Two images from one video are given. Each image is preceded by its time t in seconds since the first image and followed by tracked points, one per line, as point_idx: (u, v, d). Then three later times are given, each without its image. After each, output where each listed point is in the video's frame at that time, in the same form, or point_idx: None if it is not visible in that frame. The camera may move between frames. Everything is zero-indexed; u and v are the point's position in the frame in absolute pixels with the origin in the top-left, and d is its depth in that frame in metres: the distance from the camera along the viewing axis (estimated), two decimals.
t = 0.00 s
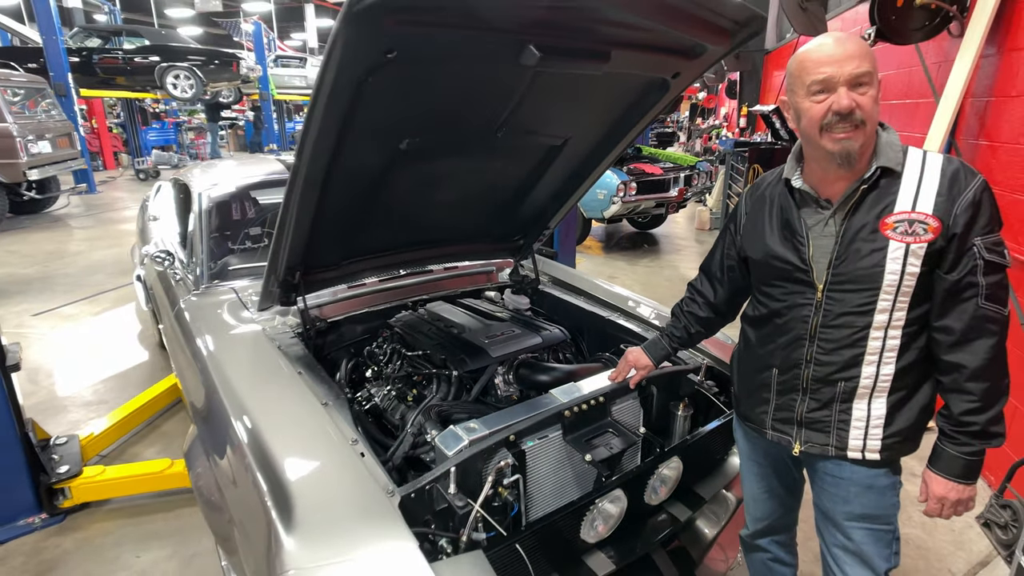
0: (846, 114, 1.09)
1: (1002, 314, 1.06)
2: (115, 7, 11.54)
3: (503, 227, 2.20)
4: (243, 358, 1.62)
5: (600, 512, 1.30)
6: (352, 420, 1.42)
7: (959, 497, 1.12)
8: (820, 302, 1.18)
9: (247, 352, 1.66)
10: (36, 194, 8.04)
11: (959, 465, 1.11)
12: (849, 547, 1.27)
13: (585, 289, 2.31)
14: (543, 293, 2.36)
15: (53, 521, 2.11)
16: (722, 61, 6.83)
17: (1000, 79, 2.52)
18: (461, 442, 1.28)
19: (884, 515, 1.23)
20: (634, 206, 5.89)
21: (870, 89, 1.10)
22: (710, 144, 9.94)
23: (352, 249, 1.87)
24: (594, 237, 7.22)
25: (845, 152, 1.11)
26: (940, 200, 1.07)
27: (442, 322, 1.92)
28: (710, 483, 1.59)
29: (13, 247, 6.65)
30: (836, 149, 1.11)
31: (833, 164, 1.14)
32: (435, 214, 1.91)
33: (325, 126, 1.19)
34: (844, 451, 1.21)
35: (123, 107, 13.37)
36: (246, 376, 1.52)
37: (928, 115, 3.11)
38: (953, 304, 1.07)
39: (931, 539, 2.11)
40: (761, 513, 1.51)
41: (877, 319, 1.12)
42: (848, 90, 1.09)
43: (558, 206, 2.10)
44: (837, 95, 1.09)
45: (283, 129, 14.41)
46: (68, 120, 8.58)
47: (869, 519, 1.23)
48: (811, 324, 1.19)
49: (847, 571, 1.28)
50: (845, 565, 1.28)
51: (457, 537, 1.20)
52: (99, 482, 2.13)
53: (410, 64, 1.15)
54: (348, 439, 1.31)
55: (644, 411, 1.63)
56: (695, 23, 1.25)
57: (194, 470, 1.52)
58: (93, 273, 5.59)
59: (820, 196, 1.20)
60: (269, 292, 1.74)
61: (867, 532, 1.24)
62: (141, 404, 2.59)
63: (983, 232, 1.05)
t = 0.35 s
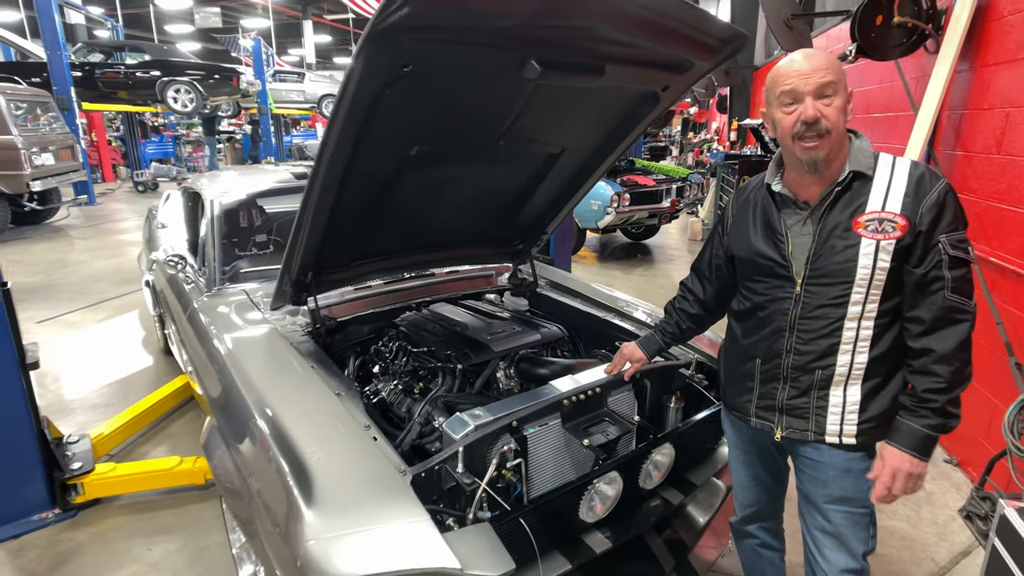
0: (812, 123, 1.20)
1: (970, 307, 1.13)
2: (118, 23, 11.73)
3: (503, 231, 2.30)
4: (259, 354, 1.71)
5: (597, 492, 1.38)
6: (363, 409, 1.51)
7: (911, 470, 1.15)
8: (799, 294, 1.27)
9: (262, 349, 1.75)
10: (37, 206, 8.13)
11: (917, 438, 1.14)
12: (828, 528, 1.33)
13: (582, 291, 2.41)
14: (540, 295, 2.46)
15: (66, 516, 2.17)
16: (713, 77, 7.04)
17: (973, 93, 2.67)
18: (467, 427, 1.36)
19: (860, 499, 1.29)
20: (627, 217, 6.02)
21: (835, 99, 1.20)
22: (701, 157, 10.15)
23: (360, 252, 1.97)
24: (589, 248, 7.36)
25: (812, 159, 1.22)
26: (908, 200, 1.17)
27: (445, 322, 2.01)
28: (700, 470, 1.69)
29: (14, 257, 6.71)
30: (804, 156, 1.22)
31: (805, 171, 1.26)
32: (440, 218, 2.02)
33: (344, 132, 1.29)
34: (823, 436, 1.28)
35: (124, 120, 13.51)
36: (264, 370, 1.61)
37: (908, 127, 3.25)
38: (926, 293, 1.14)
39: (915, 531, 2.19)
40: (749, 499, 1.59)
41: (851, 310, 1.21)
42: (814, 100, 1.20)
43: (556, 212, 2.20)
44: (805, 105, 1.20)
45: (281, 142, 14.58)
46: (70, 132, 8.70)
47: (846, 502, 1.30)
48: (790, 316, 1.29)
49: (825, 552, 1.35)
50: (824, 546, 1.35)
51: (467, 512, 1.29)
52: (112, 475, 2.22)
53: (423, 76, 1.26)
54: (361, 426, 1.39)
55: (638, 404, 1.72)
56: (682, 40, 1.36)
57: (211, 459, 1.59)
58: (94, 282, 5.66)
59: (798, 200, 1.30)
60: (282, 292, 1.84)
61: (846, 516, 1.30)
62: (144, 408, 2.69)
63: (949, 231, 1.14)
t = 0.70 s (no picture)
0: (803, 110, 1.30)
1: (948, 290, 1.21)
2: (124, 39, 11.97)
3: (506, 236, 2.39)
4: (275, 348, 1.80)
5: (597, 473, 1.46)
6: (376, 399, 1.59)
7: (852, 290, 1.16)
8: (784, 283, 1.37)
9: (278, 343, 1.84)
10: (42, 216, 8.25)
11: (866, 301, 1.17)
12: (816, 510, 1.38)
13: (581, 292, 2.51)
14: (540, 296, 2.56)
15: (81, 510, 2.24)
16: (706, 91, 7.23)
17: (952, 104, 2.80)
18: (474, 411, 1.44)
19: (847, 480, 1.35)
20: (624, 226, 6.14)
21: (824, 93, 1.31)
22: (696, 170, 10.31)
23: (370, 254, 2.06)
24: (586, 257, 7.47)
25: (800, 145, 1.32)
26: (883, 196, 1.28)
27: (452, 319, 2.10)
28: (696, 458, 1.77)
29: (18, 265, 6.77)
30: (794, 141, 1.32)
31: (794, 157, 1.36)
32: (446, 222, 2.11)
33: (362, 136, 1.40)
34: (808, 419, 1.36)
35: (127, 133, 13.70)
36: (281, 362, 1.69)
37: (893, 138, 3.38)
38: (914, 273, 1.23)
39: (905, 523, 2.24)
40: (741, 487, 1.64)
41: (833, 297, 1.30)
42: (806, 90, 1.30)
43: (556, 217, 2.30)
44: (797, 94, 1.31)
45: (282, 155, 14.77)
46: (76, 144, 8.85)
47: (835, 484, 1.36)
48: (776, 304, 1.38)
49: (814, 533, 1.40)
50: (813, 527, 1.40)
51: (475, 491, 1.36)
52: (127, 470, 2.28)
53: (437, 85, 1.37)
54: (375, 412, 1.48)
55: (635, 396, 1.80)
56: (673, 52, 1.47)
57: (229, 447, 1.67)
58: (98, 290, 5.74)
59: (785, 191, 1.41)
60: (296, 290, 1.93)
61: (834, 498, 1.36)
62: (152, 409, 2.74)
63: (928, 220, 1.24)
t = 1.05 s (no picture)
0: (794, 119, 1.35)
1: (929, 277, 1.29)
2: (131, 55, 12.20)
3: (510, 240, 2.47)
4: (290, 344, 1.88)
5: (598, 460, 1.53)
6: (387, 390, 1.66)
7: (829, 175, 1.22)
8: (773, 277, 1.45)
9: (293, 340, 1.92)
10: (48, 227, 8.36)
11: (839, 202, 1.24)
12: (806, 494, 1.45)
13: (583, 295, 2.58)
14: (543, 299, 2.64)
15: (95, 505, 2.30)
16: (704, 106, 7.39)
17: (941, 115, 2.91)
18: (480, 400, 1.50)
19: (835, 465, 1.42)
20: (623, 237, 6.24)
21: (813, 101, 1.36)
22: (693, 183, 10.46)
23: (380, 255, 2.14)
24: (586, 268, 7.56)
25: (790, 153, 1.40)
26: (867, 194, 1.36)
27: (457, 319, 2.17)
28: (695, 449, 1.84)
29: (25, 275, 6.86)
30: (785, 150, 1.40)
31: (785, 163, 1.44)
32: (454, 225, 2.19)
33: (378, 136, 1.49)
34: (797, 406, 1.43)
35: (132, 147, 13.88)
36: (297, 357, 1.77)
37: (885, 148, 3.48)
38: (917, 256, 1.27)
39: (899, 519, 2.29)
40: (736, 476, 1.70)
41: (818, 289, 1.38)
42: (797, 99, 1.36)
43: (559, 222, 2.38)
44: (789, 103, 1.36)
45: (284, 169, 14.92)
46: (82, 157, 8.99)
47: (824, 468, 1.42)
48: (766, 296, 1.46)
49: (805, 517, 1.46)
50: (803, 511, 1.46)
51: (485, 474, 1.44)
52: (141, 467, 2.33)
53: (449, 89, 1.46)
54: (388, 401, 1.55)
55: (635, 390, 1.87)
56: (670, 61, 1.57)
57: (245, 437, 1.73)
58: (104, 299, 5.82)
59: (776, 192, 1.49)
60: (310, 289, 2.01)
61: (825, 482, 1.43)
62: (163, 410, 2.80)
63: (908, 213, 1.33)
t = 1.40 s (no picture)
0: (790, 119, 1.44)
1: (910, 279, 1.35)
2: (137, 67, 12.38)
3: (516, 243, 2.54)
4: (303, 341, 1.94)
5: (604, 448, 1.58)
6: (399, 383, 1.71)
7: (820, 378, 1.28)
8: (772, 271, 1.52)
9: (306, 337, 1.98)
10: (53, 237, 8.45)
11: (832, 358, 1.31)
12: (805, 479, 1.50)
13: (586, 296, 2.65)
14: (547, 300, 2.70)
15: (110, 500, 2.36)
16: (703, 117, 7.51)
17: (936, 122, 3.00)
18: (490, 390, 1.56)
19: (832, 450, 1.48)
20: (624, 245, 6.33)
21: (809, 101, 1.45)
22: (691, 193, 10.57)
23: (389, 255, 2.21)
24: (587, 277, 7.64)
25: (789, 146, 1.46)
26: (862, 192, 1.42)
27: (465, 317, 2.23)
28: (697, 441, 1.90)
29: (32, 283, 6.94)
30: (783, 144, 1.46)
31: (783, 160, 1.50)
32: (461, 226, 2.26)
33: (392, 135, 1.56)
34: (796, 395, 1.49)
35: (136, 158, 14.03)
36: (312, 352, 1.83)
37: (882, 155, 3.57)
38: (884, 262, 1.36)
39: (897, 515, 2.33)
40: (737, 466, 1.75)
41: (816, 282, 1.44)
42: (792, 99, 1.45)
43: (563, 223, 2.45)
44: (785, 103, 1.45)
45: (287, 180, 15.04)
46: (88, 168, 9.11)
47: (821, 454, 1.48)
48: (766, 290, 1.53)
49: (803, 502, 1.51)
50: (801, 496, 1.52)
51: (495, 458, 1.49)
52: (153, 463, 2.39)
53: (460, 91, 1.54)
54: (401, 392, 1.60)
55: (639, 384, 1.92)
56: (672, 66, 1.65)
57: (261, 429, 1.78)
58: (111, 306, 5.89)
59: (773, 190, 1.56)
60: (322, 287, 2.07)
61: (821, 467, 1.49)
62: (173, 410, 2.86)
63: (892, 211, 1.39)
